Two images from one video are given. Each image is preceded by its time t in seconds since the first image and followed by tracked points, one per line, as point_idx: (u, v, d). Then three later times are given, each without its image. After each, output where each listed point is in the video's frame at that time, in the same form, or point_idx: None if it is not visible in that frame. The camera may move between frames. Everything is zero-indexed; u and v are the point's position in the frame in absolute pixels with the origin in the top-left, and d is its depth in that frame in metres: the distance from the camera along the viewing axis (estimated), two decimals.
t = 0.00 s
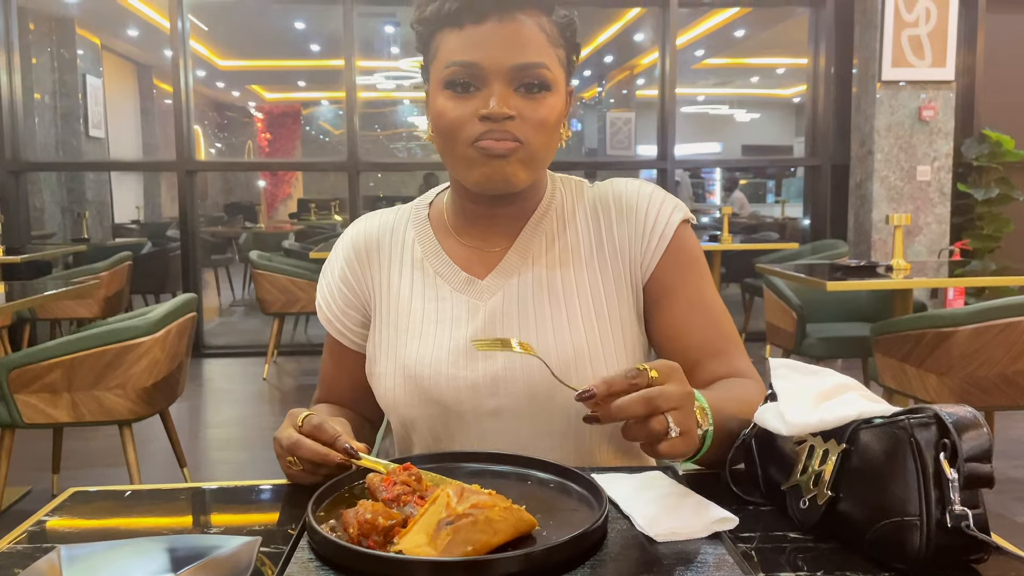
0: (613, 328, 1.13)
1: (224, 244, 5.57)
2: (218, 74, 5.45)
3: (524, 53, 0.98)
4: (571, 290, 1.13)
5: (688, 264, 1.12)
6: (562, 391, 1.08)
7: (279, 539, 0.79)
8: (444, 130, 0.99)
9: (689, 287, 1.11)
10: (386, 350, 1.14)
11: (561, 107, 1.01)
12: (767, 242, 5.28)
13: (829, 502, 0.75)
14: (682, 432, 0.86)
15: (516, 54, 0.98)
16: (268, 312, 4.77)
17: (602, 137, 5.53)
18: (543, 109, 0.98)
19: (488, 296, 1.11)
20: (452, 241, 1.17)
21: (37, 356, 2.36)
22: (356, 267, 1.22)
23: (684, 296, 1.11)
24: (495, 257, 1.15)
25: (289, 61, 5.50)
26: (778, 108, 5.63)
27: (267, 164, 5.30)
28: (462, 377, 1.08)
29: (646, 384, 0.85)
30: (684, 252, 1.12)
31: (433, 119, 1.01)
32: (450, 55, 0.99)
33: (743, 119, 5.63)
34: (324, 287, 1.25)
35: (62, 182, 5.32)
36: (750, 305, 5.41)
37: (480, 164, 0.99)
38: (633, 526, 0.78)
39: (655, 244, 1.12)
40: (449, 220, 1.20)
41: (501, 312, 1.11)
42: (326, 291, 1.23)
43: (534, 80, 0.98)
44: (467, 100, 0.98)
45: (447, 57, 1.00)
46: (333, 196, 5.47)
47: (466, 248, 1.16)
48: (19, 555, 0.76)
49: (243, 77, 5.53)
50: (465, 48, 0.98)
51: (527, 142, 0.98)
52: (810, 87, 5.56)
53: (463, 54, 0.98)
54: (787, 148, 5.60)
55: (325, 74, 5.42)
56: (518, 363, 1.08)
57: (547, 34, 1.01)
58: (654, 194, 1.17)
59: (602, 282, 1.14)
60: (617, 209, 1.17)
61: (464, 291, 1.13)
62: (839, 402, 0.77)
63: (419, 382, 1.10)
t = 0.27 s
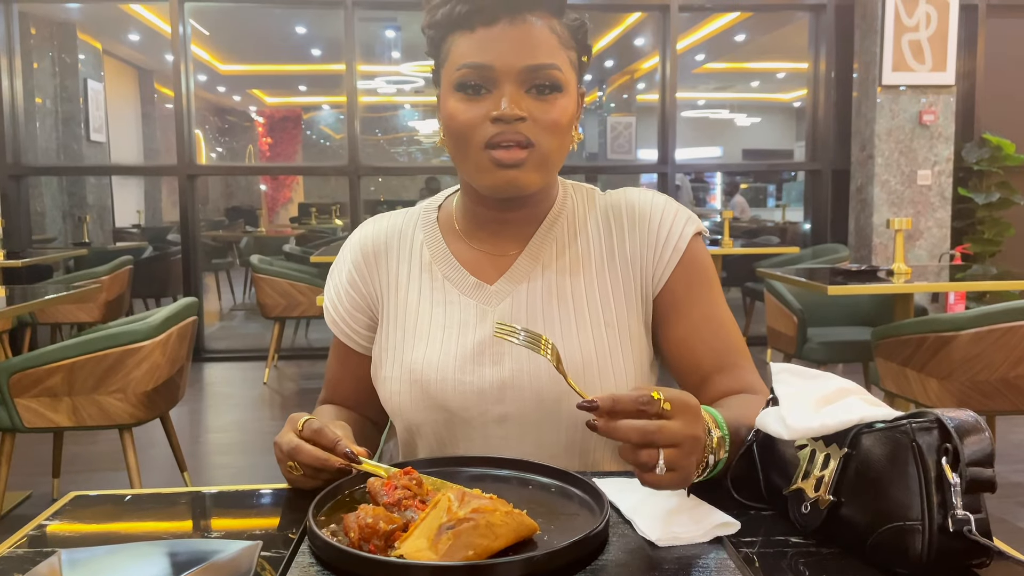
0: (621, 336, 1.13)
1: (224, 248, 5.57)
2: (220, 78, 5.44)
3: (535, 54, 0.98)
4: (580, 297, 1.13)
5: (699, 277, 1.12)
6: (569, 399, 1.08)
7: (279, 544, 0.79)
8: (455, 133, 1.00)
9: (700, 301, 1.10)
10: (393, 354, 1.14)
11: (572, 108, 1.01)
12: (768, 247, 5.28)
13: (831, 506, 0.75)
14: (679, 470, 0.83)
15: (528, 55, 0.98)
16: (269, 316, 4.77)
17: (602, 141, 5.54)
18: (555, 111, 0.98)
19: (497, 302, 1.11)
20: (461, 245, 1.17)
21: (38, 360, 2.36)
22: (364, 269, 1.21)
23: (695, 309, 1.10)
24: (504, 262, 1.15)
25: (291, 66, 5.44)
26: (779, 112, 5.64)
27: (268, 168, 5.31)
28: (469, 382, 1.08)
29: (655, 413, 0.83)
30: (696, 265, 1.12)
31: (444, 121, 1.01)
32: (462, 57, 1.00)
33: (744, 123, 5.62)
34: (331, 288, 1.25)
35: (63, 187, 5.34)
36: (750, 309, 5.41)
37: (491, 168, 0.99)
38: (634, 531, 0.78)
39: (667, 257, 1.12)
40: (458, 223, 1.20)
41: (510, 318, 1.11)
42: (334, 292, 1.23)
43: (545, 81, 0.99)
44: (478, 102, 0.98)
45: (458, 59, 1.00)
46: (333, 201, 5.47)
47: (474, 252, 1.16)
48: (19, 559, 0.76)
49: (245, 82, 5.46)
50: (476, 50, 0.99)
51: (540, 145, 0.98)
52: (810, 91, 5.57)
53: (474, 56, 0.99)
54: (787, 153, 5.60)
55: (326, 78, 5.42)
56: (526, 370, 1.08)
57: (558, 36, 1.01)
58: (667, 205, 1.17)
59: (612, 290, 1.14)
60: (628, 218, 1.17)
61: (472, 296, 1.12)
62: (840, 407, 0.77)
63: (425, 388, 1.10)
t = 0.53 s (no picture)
0: (627, 341, 1.13)
1: (225, 251, 5.57)
2: (220, 82, 5.45)
3: (547, 54, 0.99)
4: (587, 301, 1.13)
5: (706, 284, 1.12)
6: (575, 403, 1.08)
7: (281, 546, 0.79)
8: (465, 133, 1.00)
9: (707, 307, 1.11)
10: (399, 357, 1.14)
11: (583, 109, 1.01)
12: (768, 249, 5.29)
13: (832, 509, 0.75)
14: (661, 465, 0.82)
15: (539, 55, 0.98)
16: (269, 319, 4.77)
17: (603, 144, 5.54)
18: (566, 111, 0.99)
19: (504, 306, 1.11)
20: (468, 249, 1.17)
21: (39, 362, 2.36)
22: (370, 272, 1.21)
23: (702, 315, 1.11)
24: (510, 266, 1.15)
25: (291, 69, 5.52)
26: (779, 115, 5.64)
27: (268, 171, 5.31)
28: (475, 386, 1.08)
29: (645, 406, 0.83)
30: (703, 272, 1.13)
31: (455, 121, 1.01)
32: (473, 56, 1.00)
33: (744, 126, 5.64)
34: (337, 290, 1.25)
35: (64, 190, 5.34)
36: (750, 312, 5.42)
37: (502, 168, 0.99)
38: (635, 534, 0.78)
39: (675, 262, 1.12)
40: (465, 226, 1.20)
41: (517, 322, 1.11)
42: (339, 295, 1.23)
43: (556, 81, 0.99)
44: (489, 101, 0.99)
45: (469, 58, 1.00)
46: (334, 204, 5.47)
47: (481, 255, 1.16)
48: (20, 562, 0.76)
49: (245, 85, 5.53)
50: (487, 50, 0.99)
51: (550, 145, 0.98)
52: (810, 95, 5.59)
53: (486, 55, 0.99)
54: (788, 156, 5.60)
55: (326, 82, 5.44)
56: (531, 374, 1.08)
57: (569, 37, 1.01)
58: (675, 210, 1.18)
59: (619, 295, 1.14)
60: (636, 223, 1.17)
61: (479, 300, 1.13)
62: (841, 409, 0.77)
63: (431, 392, 1.10)
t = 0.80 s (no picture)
0: (629, 343, 1.13)
1: (225, 252, 5.57)
2: (221, 83, 5.47)
3: (553, 55, 0.99)
4: (589, 303, 1.14)
5: (708, 286, 1.12)
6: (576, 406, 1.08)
7: (281, 548, 0.79)
8: (470, 132, 1.00)
9: (709, 310, 1.11)
10: (400, 360, 1.14)
11: (589, 110, 1.02)
12: (768, 250, 5.29)
13: (832, 511, 0.75)
14: (654, 460, 0.83)
15: (545, 55, 0.99)
16: (269, 320, 4.77)
17: (603, 145, 5.54)
18: (572, 112, 0.99)
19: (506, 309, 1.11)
20: (470, 252, 1.17)
21: (39, 364, 2.36)
22: (372, 274, 1.21)
23: (704, 318, 1.11)
24: (511, 268, 1.15)
25: (291, 71, 5.53)
26: (779, 116, 5.65)
27: (269, 173, 5.31)
28: (477, 389, 1.08)
29: (640, 400, 0.83)
30: (705, 274, 1.13)
31: (460, 120, 1.02)
32: (480, 56, 1.00)
33: (744, 127, 5.65)
34: (339, 293, 1.25)
35: (65, 192, 5.35)
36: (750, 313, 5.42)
37: (508, 167, 0.99)
38: (635, 535, 0.78)
39: (677, 265, 1.12)
40: (467, 228, 1.20)
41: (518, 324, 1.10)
42: (341, 297, 1.23)
43: (563, 82, 0.99)
44: (495, 101, 0.99)
45: (475, 58, 1.00)
46: (334, 205, 5.48)
47: (483, 258, 1.16)
48: (21, 563, 0.76)
49: (246, 87, 5.54)
50: (494, 51, 0.99)
51: (556, 145, 0.99)
52: (811, 96, 5.59)
53: (493, 56, 0.99)
54: (788, 157, 5.60)
55: (326, 84, 5.46)
56: (533, 377, 1.08)
57: (576, 39, 1.01)
58: (677, 213, 1.18)
59: (620, 297, 1.14)
60: (639, 226, 1.17)
61: (481, 303, 1.13)
62: (841, 411, 0.77)
63: (432, 395, 1.10)
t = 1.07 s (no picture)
0: (629, 344, 1.13)
1: (226, 253, 5.57)
2: (221, 84, 5.48)
3: (549, 57, 0.99)
4: (588, 304, 1.13)
5: (709, 287, 1.12)
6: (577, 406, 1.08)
7: (281, 548, 0.79)
8: (467, 133, 1.00)
9: (709, 310, 1.11)
10: (400, 361, 1.14)
11: (586, 111, 1.01)
12: (769, 250, 5.29)
13: (833, 511, 0.75)
14: (653, 464, 0.83)
15: (542, 58, 0.99)
16: (270, 321, 4.77)
17: (603, 145, 5.54)
18: (568, 114, 0.99)
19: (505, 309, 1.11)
20: (470, 253, 1.17)
21: (40, 365, 2.36)
22: (372, 275, 1.21)
23: (705, 319, 1.11)
24: (511, 269, 1.15)
25: (292, 71, 5.53)
26: (780, 116, 5.65)
27: (269, 173, 5.31)
28: (477, 390, 1.08)
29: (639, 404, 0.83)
30: (705, 275, 1.13)
31: (457, 121, 1.02)
32: (477, 58, 1.00)
33: (744, 127, 5.65)
34: (339, 294, 1.25)
35: (66, 192, 5.36)
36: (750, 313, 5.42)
37: (503, 169, 0.99)
38: (636, 535, 0.78)
39: (677, 265, 1.12)
40: (467, 229, 1.20)
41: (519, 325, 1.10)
42: (341, 298, 1.23)
43: (559, 84, 0.99)
44: (491, 103, 0.99)
45: (473, 61, 1.01)
46: (335, 206, 5.48)
47: (482, 259, 1.16)
48: (21, 564, 0.76)
49: (246, 87, 5.55)
50: (490, 53, 0.99)
51: (552, 147, 0.98)
52: (811, 96, 5.59)
53: (489, 58, 0.99)
54: (788, 157, 5.61)
55: (326, 84, 5.46)
56: (532, 378, 1.08)
57: (574, 41, 1.01)
58: (677, 213, 1.17)
59: (620, 298, 1.14)
60: (639, 226, 1.17)
61: (480, 303, 1.13)
62: (842, 411, 0.77)
63: (432, 395, 1.10)
